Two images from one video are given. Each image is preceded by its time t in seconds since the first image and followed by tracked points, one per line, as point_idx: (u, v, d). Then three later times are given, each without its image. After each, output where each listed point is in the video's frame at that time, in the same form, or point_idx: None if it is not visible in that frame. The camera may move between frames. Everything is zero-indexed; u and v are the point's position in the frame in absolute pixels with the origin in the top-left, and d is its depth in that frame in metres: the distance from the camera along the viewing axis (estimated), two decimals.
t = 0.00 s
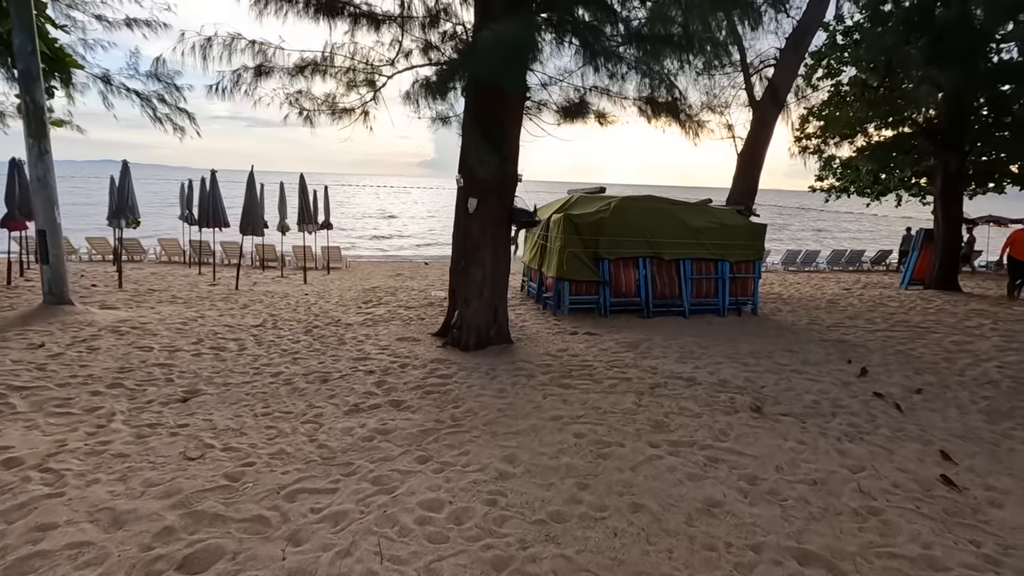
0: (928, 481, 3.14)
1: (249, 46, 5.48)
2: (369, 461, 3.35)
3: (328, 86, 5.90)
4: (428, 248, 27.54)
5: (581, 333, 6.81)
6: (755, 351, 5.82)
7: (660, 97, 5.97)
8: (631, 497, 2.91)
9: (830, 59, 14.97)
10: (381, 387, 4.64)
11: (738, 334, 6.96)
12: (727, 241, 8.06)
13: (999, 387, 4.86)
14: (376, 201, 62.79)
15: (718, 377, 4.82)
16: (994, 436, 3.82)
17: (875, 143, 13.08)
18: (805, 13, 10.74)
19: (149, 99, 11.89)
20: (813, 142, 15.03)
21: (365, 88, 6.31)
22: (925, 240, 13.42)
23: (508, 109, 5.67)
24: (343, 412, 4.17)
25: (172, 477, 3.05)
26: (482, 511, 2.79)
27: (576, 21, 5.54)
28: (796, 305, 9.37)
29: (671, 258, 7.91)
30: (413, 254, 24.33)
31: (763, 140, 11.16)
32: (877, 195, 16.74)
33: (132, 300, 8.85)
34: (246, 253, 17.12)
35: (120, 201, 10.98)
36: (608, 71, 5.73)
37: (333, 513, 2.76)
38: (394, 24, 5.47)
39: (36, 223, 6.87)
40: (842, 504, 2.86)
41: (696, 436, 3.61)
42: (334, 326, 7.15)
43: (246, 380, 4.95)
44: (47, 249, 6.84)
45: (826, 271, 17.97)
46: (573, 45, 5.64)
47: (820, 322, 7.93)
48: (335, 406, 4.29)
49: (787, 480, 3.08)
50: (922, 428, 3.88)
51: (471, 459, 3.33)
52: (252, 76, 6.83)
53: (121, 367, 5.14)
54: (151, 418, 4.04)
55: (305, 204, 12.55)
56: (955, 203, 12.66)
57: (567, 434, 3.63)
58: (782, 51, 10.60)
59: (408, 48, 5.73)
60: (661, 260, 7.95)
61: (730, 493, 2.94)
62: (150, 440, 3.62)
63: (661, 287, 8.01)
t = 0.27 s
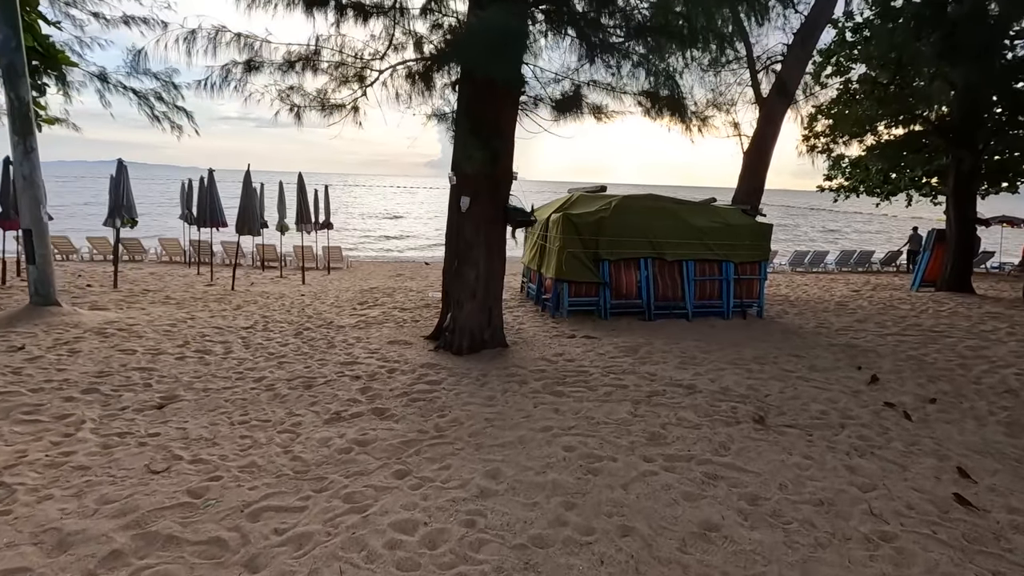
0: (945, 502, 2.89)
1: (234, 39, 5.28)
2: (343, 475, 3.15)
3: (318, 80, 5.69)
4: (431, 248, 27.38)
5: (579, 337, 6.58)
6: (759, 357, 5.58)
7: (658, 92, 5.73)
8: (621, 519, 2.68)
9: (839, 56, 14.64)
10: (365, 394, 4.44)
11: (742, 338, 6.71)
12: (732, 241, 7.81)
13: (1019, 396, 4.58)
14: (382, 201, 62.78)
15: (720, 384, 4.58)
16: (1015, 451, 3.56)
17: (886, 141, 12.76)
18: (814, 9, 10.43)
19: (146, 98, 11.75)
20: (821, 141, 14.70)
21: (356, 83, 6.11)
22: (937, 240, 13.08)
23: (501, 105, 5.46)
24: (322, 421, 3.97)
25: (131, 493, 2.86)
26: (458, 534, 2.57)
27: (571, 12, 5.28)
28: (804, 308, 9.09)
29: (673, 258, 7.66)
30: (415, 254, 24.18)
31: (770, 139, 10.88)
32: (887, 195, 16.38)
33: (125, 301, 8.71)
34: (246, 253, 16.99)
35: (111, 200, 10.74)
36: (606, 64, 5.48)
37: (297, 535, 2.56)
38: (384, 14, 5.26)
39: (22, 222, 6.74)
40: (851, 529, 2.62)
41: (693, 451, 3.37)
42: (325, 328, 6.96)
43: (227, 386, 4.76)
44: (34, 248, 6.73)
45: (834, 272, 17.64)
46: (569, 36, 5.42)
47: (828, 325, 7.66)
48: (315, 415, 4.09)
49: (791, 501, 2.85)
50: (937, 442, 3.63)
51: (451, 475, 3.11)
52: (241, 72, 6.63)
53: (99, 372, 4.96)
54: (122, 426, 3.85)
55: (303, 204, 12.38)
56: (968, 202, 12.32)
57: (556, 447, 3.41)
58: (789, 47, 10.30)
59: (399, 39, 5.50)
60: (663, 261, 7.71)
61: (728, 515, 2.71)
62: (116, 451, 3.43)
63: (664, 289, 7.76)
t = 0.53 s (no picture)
0: (963, 532, 2.65)
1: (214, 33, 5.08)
2: (312, 497, 2.94)
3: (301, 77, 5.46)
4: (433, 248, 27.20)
5: (576, 343, 6.34)
6: (763, 366, 5.32)
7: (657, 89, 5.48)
8: (607, 552, 2.45)
9: (848, 55, 14.30)
10: (346, 406, 4.23)
11: (746, 345, 6.46)
12: (735, 244, 7.55)
13: None
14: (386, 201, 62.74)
15: (720, 397, 4.34)
16: None
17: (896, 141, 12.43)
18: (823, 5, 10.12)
19: (142, 97, 11.59)
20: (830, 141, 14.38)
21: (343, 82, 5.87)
22: (949, 242, 12.74)
23: (492, 104, 5.25)
24: (298, 435, 3.76)
25: (80, 518, 2.66)
26: (428, 568, 2.35)
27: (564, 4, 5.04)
28: (811, 312, 8.82)
29: (675, 261, 7.42)
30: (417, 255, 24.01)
31: (777, 138, 10.61)
32: (897, 196, 16.03)
33: (115, 303, 8.56)
34: (246, 254, 16.85)
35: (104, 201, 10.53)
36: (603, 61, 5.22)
37: (253, 568, 2.35)
38: (370, 9, 5.05)
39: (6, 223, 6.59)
40: (861, 567, 2.37)
41: (689, 472, 3.14)
42: (314, 333, 6.76)
43: (205, 395, 4.56)
44: (17, 250, 6.58)
45: (842, 275, 17.30)
46: (564, 30, 5.21)
47: (836, 331, 7.38)
48: (291, 428, 3.88)
49: (794, 531, 2.61)
50: (952, 463, 3.38)
51: (427, 498, 2.90)
52: (230, 69, 6.47)
53: (74, 380, 4.77)
54: (87, 440, 3.65)
55: (301, 204, 12.19)
56: (981, 203, 11.98)
57: (541, 467, 3.18)
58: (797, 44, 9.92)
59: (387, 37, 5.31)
60: (664, 264, 7.46)
61: (724, 548, 2.48)
62: (75, 468, 3.23)
63: (665, 293, 7.51)
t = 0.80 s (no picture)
0: (990, 559, 2.43)
1: (201, 29, 4.88)
2: (287, 515, 2.75)
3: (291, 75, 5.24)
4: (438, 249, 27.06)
5: (577, 347, 6.15)
6: (771, 372, 5.10)
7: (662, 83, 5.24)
8: None
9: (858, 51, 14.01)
10: (333, 414, 4.05)
11: (753, 349, 6.23)
12: (742, 245, 7.32)
13: None
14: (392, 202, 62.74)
15: (725, 405, 4.13)
16: None
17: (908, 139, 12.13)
18: None
19: (142, 98, 11.48)
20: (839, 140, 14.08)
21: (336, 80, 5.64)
22: (963, 243, 12.42)
23: (488, 100, 5.06)
24: (281, 445, 3.59)
25: (38, 538, 2.49)
26: None
27: None
28: (820, 315, 8.57)
29: (680, 262, 7.19)
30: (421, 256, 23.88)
31: (785, 136, 10.36)
32: (909, 196, 15.70)
33: (110, 305, 8.44)
34: (248, 255, 16.76)
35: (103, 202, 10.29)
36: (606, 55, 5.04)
37: None
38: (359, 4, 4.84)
39: None
40: None
41: (691, 489, 2.93)
42: (309, 336, 6.60)
43: (189, 402, 4.40)
44: (6, 251, 6.46)
45: (852, 276, 16.99)
46: (564, 22, 5.00)
47: (847, 335, 7.13)
48: (274, 438, 3.71)
49: (804, 557, 2.40)
50: (975, 479, 3.15)
51: (409, 517, 2.71)
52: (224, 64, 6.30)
53: (56, 385, 4.62)
54: (60, 450, 3.49)
55: (301, 205, 12.06)
56: (997, 203, 11.66)
57: (533, 483, 2.99)
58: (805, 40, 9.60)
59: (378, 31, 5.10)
60: (669, 265, 7.24)
61: None
62: (42, 481, 3.07)
63: (669, 295, 7.29)
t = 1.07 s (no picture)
0: None
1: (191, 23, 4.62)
2: (258, 541, 2.54)
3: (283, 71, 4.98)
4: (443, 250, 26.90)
5: (579, 353, 5.91)
6: (783, 382, 4.83)
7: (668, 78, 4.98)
8: None
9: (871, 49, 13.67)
10: (319, 426, 3.84)
11: (764, 356, 5.96)
12: (752, 247, 7.05)
13: None
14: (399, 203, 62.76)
15: (735, 419, 3.87)
16: None
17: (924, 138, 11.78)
18: None
19: (143, 98, 11.35)
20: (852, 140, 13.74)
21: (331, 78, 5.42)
22: (982, 245, 12.05)
23: (486, 98, 4.86)
24: (261, 460, 3.38)
25: None
26: None
27: None
28: (834, 319, 8.26)
29: (688, 266, 6.94)
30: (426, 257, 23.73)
31: (796, 134, 10.06)
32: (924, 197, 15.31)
33: (106, 308, 8.31)
34: (252, 256, 16.66)
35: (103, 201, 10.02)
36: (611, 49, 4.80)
37: None
38: None
39: None
40: None
41: (697, 515, 2.69)
42: (303, 341, 6.41)
43: (171, 411, 4.21)
44: None
45: (865, 278, 16.61)
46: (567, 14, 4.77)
47: (862, 341, 6.83)
48: (255, 452, 3.51)
49: None
50: (1010, 505, 2.88)
51: (389, 544, 2.49)
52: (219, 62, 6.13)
53: (36, 393, 4.45)
54: (28, 464, 3.30)
55: (302, 206, 11.90)
56: (1017, 204, 11.28)
57: (525, 506, 2.76)
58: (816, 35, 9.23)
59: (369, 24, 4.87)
60: (676, 268, 6.98)
61: None
62: (4, 499, 2.88)
63: (676, 299, 7.03)
